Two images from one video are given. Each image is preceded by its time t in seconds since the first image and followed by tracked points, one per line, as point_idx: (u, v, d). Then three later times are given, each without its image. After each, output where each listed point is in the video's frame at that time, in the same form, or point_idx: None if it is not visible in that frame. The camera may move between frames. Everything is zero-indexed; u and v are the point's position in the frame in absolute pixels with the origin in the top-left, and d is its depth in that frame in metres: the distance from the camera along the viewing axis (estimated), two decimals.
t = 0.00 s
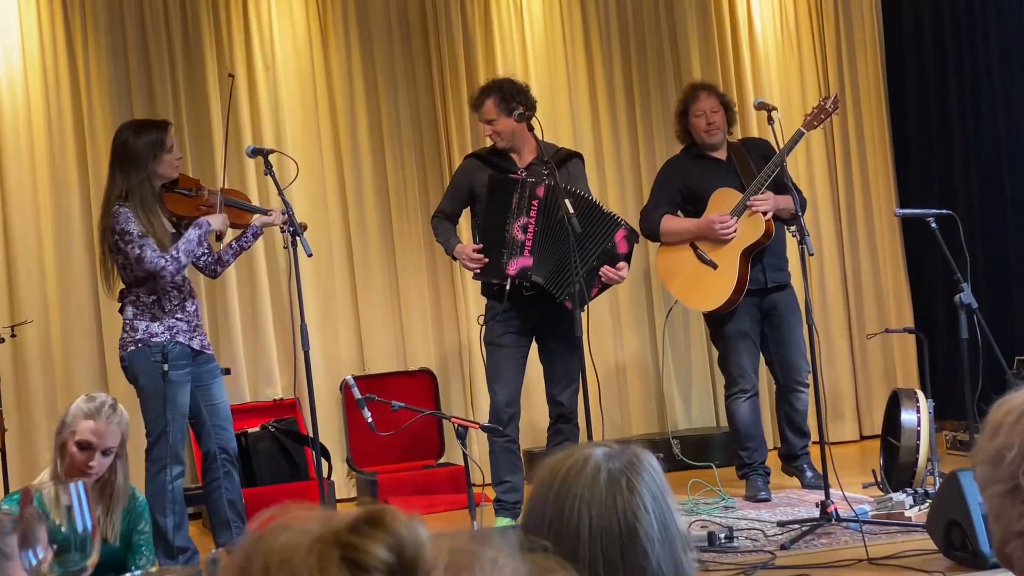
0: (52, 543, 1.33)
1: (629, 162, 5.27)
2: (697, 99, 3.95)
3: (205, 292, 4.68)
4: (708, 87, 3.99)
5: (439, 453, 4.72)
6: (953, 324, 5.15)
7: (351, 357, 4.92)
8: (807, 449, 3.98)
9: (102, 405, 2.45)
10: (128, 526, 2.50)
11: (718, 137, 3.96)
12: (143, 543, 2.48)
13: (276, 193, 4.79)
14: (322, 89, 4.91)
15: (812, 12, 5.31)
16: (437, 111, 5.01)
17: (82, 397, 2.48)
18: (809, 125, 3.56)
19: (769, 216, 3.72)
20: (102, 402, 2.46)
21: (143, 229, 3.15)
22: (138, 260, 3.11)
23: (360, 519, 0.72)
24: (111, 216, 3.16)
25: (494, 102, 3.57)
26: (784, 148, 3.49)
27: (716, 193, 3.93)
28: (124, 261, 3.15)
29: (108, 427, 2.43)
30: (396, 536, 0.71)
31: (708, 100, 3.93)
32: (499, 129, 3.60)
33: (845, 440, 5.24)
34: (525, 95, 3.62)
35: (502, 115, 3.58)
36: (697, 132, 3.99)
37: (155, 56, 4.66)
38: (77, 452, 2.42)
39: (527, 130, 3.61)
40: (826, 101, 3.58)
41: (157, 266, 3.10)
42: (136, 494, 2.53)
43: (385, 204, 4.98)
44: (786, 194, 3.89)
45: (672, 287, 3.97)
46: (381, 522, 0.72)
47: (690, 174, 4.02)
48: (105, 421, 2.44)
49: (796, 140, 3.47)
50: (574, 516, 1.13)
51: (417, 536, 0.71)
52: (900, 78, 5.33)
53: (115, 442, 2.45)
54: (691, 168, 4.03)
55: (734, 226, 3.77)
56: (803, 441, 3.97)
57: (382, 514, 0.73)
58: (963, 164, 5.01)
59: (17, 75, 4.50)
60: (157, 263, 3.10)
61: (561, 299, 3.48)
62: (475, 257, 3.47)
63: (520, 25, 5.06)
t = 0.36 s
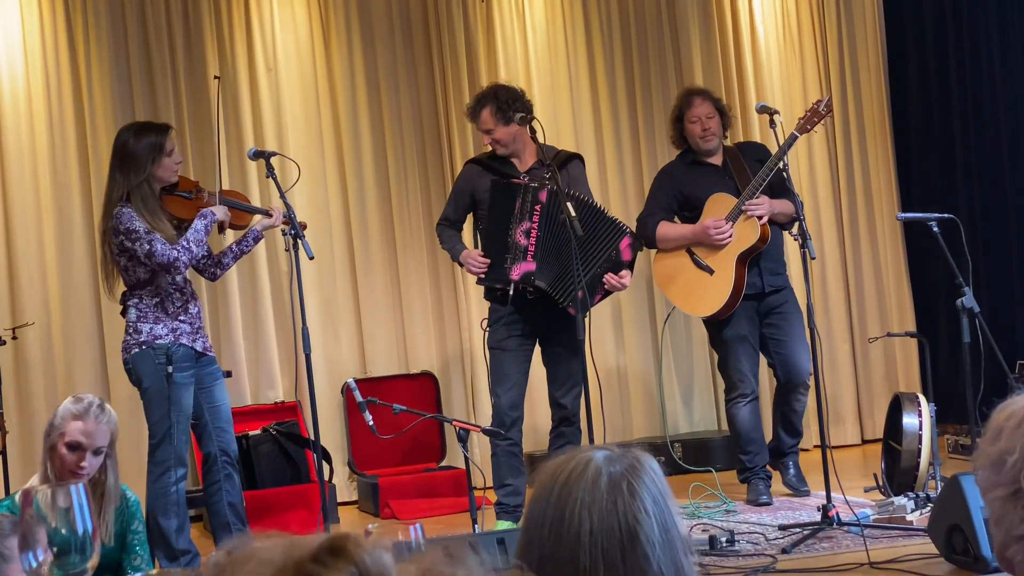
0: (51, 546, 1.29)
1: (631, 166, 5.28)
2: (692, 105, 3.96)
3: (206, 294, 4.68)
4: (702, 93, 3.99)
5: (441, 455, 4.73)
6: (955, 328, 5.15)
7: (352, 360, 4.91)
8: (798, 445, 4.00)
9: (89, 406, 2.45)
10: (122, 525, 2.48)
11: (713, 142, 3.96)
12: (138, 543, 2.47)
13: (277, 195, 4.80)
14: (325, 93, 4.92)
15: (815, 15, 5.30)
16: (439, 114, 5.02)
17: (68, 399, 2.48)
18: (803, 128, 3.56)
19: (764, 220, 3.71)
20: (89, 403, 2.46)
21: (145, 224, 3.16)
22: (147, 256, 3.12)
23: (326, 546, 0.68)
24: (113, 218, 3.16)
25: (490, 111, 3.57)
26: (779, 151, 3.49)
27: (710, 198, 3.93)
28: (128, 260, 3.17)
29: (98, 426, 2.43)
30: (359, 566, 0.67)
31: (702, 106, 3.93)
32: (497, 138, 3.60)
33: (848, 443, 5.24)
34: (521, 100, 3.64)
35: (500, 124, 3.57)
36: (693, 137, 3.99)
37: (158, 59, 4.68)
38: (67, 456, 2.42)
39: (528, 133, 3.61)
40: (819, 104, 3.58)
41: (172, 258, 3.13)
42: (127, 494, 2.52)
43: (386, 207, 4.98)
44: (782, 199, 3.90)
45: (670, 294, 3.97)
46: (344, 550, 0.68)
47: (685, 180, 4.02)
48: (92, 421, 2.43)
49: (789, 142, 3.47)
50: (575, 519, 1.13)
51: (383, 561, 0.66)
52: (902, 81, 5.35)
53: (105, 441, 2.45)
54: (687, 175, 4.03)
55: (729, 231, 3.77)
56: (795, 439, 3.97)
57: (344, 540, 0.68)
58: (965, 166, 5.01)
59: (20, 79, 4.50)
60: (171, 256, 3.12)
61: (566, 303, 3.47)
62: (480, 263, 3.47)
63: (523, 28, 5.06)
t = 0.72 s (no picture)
0: (51, 545, 1.30)
1: (633, 166, 5.28)
2: (694, 105, 3.95)
3: (208, 296, 4.68)
4: (704, 94, 3.98)
5: (443, 455, 4.75)
6: (955, 329, 5.15)
7: (353, 359, 4.91)
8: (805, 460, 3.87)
9: (78, 406, 2.46)
10: (116, 523, 2.46)
11: (714, 143, 3.95)
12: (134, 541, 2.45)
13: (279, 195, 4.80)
14: (327, 92, 4.92)
15: (816, 16, 5.30)
16: (441, 114, 5.01)
17: (57, 401, 2.48)
18: (804, 132, 3.56)
19: (764, 224, 3.73)
20: (78, 403, 2.47)
21: (143, 230, 3.17)
22: (137, 261, 3.12)
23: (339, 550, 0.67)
24: (112, 220, 3.17)
25: (499, 105, 3.61)
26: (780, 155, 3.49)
27: (710, 201, 3.94)
28: (128, 263, 3.14)
29: (88, 425, 2.44)
30: (372, 571, 0.66)
31: (704, 106, 3.93)
32: (503, 132, 3.62)
33: (849, 445, 5.24)
34: (530, 100, 3.68)
35: (506, 118, 3.60)
36: (694, 138, 3.98)
37: (160, 61, 4.68)
38: (57, 456, 2.42)
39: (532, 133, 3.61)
40: (820, 109, 3.58)
41: (160, 264, 3.11)
42: (121, 492, 2.50)
43: (386, 209, 4.97)
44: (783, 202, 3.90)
45: (668, 296, 3.98)
46: (357, 554, 0.67)
47: (686, 181, 4.02)
48: (81, 420, 2.45)
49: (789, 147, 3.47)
50: (576, 519, 1.13)
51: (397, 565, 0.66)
52: (904, 83, 5.36)
53: (95, 440, 2.46)
54: (687, 176, 4.03)
55: (728, 235, 3.79)
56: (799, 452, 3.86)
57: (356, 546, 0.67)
58: (966, 167, 5.00)
59: (22, 78, 4.50)
60: (160, 263, 3.10)
61: (564, 302, 3.47)
62: (479, 257, 3.47)
63: (525, 28, 5.06)
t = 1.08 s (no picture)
0: (54, 544, 1.30)
1: (636, 167, 5.28)
2: (701, 105, 3.96)
3: (211, 296, 4.69)
4: (710, 95, 4.00)
5: (445, 457, 4.75)
6: (957, 331, 5.15)
7: (356, 360, 4.91)
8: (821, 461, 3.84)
9: (70, 405, 2.45)
10: (112, 521, 2.45)
11: (719, 145, 3.95)
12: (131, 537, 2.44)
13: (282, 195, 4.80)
14: (330, 93, 4.92)
15: (819, 18, 5.31)
16: (444, 114, 5.02)
17: (48, 399, 2.47)
18: (799, 133, 3.57)
19: (762, 225, 3.74)
20: (69, 402, 2.46)
21: (134, 237, 3.16)
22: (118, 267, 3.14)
23: (356, 551, 0.67)
24: (111, 224, 3.18)
25: (504, 111, 3.62)
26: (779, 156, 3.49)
27: (710, 202, 3.94)
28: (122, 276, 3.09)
29: (80, 424, 2.43)
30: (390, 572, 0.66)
31: (710, 108, 3.94)
32: (506, 137, 3.64)
33: (850, 446, 5.24)
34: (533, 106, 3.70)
35: (510, 124, 3.62)
36: (699, 139, 3.98)
37: (163, 62, 4.68)
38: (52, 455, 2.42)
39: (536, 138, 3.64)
40: (817, 110, 3.57)
41: (128, 279, 3.09)
42: (115, 490, 2.48)
43: (389, 210, 4.97)
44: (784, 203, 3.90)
45: (668, 297, 3.99)
46: (377, 556, 0.66)
47: (687, 182, 4.03)
48: (73, 419, 2.44)
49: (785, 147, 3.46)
50: (579, 519, 1.13)
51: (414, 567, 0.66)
52: (906, 85, 5.36)
53: (88, 439, 2.45)
54: (689, 176, 4.03)
55: (726, 237, 3.79)
56: (814, 453, 3.84)
57: (376, 545, 0.67)
58: (969, 169, 5.00)
59: (25, 78, 4.51)
60: (126, 279, 3.08)
61: (558, 294, 3.50)
62: (474, 250, 3.50)
63: (528, 29, 5.06)
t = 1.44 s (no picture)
0: (57, 543, 1.30)
1: (638, 168, 5.28)
2: (703, 105, 3.96)
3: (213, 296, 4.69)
4: (713, 94, 3.98)
5: (446, 457, 4.74)
6: (960, 332, 5.15)
7: (357, 360, 4.91)
8: (817, 467, 3.83)
9: (71, 403, 2.46)
10: (115, 521, 2.45)
11: (722, 146, 3.95)
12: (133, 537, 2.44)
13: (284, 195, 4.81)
14: (332, 93, 4.92)
15: (822, 19, 5.30)
16: (446, 115, 5.02)
17: (49, 398, 2.47)
18: (798, 133, 3.57)
19: (762, 224, 3.72)
20: (70, 401, 2.47)
21: (137, 237, 3.16)
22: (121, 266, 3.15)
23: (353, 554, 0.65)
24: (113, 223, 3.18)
25: (483, 112, 3.69)
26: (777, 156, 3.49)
27: (712, 202, 3.94)
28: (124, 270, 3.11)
29: (81, 422, 2.44)
30: None
31: (712, 109, 3.93)
32: (485, 138, 3.72)
33: (852, 447, 5.24)
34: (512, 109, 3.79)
35: (490, 125, 3.69)
36: (702, 139, 3.98)
37: (165, 63, 4.69)
38: (54, 454, 2.42)
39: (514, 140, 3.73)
40: (815, 109, 3.56)
41: (130, 276, 3.12)
42: (116, 489, 2.47)
43: (391, 211, 4.97)
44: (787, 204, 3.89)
45: (670, 297, 4.02)
46: (369, 564, 0.65)
47: (690, 183, 4.04)
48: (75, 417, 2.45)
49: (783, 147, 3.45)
50: (580, 518, 1.13)
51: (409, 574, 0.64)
52: (909, 87, 5.36)
53: (89, 437, 2.46)
54: (692, 177, 4.04)
55: (726, 237, 3.79)
56: (810, 459, 3.83)
57: (373, 549, 0.66)
58: (971, 170, 5.00)
59: (28, 78, 4.50)
60: (129, 275, 3.11)
61: (553, 288, 3.57)
62: (463, 247, 3.53)
63: (530, 30, 5.07)
